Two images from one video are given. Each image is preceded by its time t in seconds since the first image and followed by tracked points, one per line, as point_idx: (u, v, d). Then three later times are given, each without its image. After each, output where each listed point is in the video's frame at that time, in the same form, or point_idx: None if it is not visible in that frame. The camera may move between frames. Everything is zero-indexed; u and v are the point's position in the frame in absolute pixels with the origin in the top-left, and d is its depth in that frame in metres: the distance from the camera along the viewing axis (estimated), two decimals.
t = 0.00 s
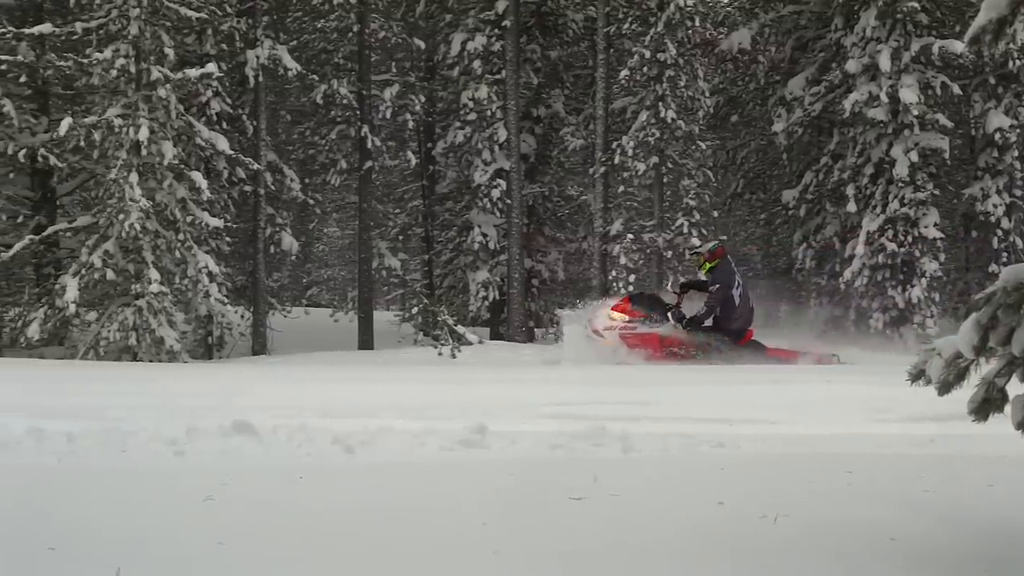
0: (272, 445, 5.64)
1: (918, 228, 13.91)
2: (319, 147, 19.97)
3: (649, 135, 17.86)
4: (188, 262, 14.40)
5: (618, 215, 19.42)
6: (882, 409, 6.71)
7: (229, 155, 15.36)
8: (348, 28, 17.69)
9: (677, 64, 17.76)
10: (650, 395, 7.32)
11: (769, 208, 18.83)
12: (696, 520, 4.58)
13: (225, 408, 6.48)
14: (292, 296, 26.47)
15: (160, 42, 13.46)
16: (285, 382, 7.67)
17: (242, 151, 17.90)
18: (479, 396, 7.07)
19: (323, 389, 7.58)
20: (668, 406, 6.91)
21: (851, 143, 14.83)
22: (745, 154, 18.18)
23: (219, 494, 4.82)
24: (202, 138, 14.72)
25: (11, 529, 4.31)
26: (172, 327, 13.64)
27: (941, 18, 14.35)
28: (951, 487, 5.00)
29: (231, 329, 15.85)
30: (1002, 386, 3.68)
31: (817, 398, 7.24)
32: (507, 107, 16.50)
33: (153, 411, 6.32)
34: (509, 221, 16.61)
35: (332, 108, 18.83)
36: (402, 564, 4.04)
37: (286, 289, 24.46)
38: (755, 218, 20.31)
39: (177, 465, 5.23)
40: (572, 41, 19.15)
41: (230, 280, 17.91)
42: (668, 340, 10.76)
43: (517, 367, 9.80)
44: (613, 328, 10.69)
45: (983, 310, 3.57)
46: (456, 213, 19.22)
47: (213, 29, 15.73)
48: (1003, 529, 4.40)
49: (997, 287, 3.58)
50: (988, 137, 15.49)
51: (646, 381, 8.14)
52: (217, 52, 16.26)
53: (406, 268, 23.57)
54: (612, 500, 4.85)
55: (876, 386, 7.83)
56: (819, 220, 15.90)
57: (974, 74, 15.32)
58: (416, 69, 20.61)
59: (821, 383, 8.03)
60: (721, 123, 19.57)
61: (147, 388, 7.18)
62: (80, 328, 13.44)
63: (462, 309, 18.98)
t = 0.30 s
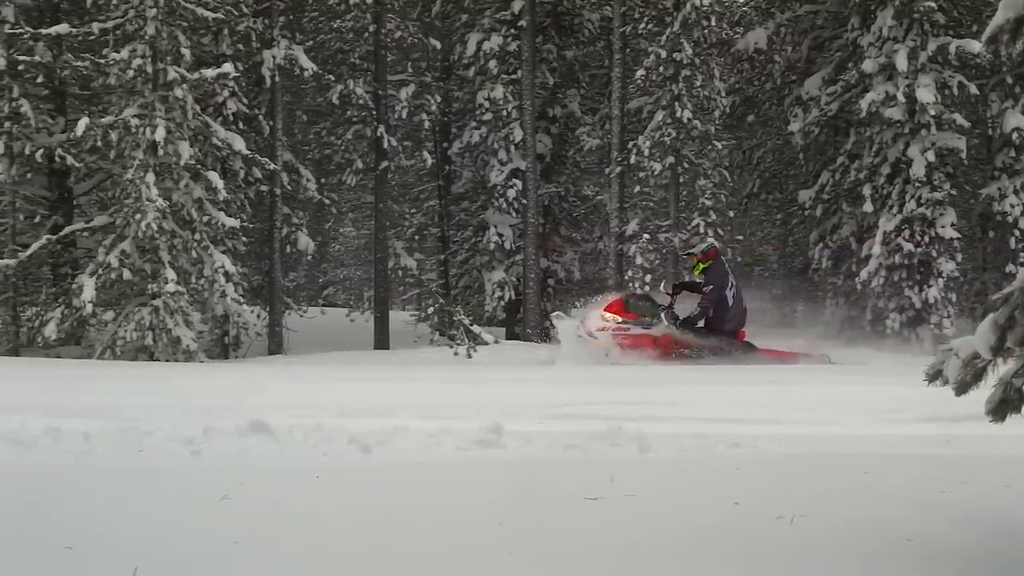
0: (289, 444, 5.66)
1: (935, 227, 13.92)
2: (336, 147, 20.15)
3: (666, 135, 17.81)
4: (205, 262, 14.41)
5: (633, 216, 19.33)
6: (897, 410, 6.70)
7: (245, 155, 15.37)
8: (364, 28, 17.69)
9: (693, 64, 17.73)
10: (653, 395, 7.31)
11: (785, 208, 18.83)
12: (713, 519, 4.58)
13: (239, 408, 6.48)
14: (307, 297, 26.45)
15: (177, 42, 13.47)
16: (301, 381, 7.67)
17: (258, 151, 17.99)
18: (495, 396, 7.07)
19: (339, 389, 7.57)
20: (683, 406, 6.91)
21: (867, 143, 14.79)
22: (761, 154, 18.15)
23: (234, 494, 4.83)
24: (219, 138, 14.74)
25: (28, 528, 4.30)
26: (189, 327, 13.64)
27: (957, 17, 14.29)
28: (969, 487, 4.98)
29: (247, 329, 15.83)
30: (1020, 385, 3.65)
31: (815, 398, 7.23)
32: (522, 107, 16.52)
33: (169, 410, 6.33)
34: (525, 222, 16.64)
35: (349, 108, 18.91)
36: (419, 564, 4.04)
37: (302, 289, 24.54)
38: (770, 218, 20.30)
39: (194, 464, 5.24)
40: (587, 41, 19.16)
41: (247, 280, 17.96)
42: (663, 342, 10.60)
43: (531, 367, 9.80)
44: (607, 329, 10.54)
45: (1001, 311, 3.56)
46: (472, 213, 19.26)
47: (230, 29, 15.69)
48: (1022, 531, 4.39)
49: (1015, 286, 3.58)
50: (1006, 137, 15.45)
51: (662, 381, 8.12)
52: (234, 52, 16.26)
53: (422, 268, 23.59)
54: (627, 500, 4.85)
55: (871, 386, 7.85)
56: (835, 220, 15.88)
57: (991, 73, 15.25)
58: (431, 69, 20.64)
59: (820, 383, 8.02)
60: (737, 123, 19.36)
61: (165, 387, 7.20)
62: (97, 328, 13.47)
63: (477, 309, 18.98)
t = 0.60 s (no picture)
0: (304, 443, 5.67)
1: (950, 228, 13.89)
2: (351, 147, 20.34)
3: (680, 135, 17.79)
4: (220, 262, 14.40)
5: (648, 215, 19.08)
6: (913, 410, 6.69)
7: (260, 155, 15.37)
8: (379, 28, 17.71)
9: (708, 64, 17.65)
10: (657, 395, 7.31)
11: (800, 208, 18.83)
12: (728, 520, 4.58)
13: (252, 408, 6.48)
14: (322, 296, 26.43)
15: (192, 42, 13.48)
16: (316, 381, 7.66)
17: (272, 151, 18.05)
18: (509, 396, 7.07)
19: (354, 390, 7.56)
20: (697, 406, 6.92)
21: (882, 143, 14.75)
22: (775, 154, 18.13)
23: (250, 494, 4.83)
24: (234, 138, 14.74)
25: (45, 528, 4.30)
26: (203, 326, 13.65)
27: (973, 17, 14.26)
28: (986, 488, 4.97)
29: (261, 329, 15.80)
30: None
31: (815, 399, 7.19)
32: (537, 107, 16.52)
33: (185, 410, 6.34)
34: (539, 221, 16.65)
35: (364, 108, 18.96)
36: (435, 564, 4.03)
37: (316, 288, 24.58)
38: (785, 219, 20.30)
39: (208, 464, 5.24)
40: (602, 41, 19.17)
41: (261, 280, 18.00)
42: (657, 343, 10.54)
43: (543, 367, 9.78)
44: (601, 330, 10.47)
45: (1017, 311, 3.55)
46: (486, 213, 19.29)
47: (245, 29, 15.66)
48: None
49: None
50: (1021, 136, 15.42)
51: (674, 381, 8.11)
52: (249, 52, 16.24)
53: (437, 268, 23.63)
54: (643, 500, 4.85)
55: (867, 386, 7.83)
56: (850, 220, 15.85)
57: (1007, 73, 15.16)
58: (446, 69, 20.68)
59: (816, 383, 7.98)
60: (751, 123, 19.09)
61: (180, 387, 7.21)
62: (113, 327, 13.52)
63: (491, 309, 18.98)
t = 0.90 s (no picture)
0: (319, 443, 5.68)
1: (966, 227, 13.80)
2: (365, 147, 20.42)
3: (695, 135, 17.89)
4: (235, 262, 14.37)
5: (661, 217, 19.50)
6: (929, 410, 6.67)
7: (274, 155, 15.36)
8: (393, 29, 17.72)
9: (723, 64, 17.70)
10: (666, 395, 7.30)
11: (815, 208, 18.79)
12: (744, 519, 4.58)
13: (266, 408, 6.48)
14: (338, 296, 26.44)
15: (206, 43, 13.49)
16: (330, 380, 7.65)
17: (286, 151, 18.11)
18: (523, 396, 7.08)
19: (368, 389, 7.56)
20: (712, 406, 6.92)
21: (898, 143, 14.70)
22: (790, 154, 18.12)
23: (265, 493, 4.84)
24: (249, 138, 14.72)
25: (62, 526, 4.33)
26: (218, 326, 13.65)
27: (989, 16, 14.20)
28: (1001, 489, 4.96)
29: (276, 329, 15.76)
30: None
31: (811, 398, 7.20)
32: (552, 107, 16.52)
33: (200, 410, 6.35)
34: (554, 222, 16.65)
35: (378, 108, 19.01)
36: (451, 564, 4.04)
37: (331, 289, 24.61)
38: (800, 219, 20.27)
39: (222, 464, 5.24)
40: (616, 41, 19.16)
41: (276, 280, 18.05)
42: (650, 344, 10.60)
43: (555, 367, 9.77)
44: (594, 331, 10.67)
45: None
46: (501, 213, 19.31)
47: (260, 29, 15.66)
48: None
49: None
50: None
51: (688, 381, 8.11)
52: (263, 52, 16.26)
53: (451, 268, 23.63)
54: (657, 500, 4.85)
55: (863, 386, 7.82)
56: (866, 220, 15.79)
57: None
58: (460, 69, 20.70)
59: (813, 383, 7.98)
60: (767, 122, 19.06)
61: (195, 387, 7.23)
62: (128, 327, 13.52)
63: (506, 309, 18.96)
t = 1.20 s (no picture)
0: (333, 442, 5.69)
1: (981, 228, 13.78)
2: (380, 146, 20.42)
3: (710, 135, 18.07)
4: (249, 262, 14.27)
5: (677, 216, 19.71)
6: (945, 410, 6.66)
7: (289, 155, 15.34)
8: (407, 29, 17.70)
9: (737, 64, 17.92)
10: (676, 395, 7.30)
11: (830, 208, 18.73)
12: (758, 520, 4.58)
13: (281, 408, 6.49)
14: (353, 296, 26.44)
15: (221, 43, 13.50)
16: (344, 381, 7.65)
17: (301, 151, 18.12)
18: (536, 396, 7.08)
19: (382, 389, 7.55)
20: (726, 406, 6.91)
21: (913, 143, 14.66)
22: (805, 154, 18.08)
23: (280, 493, 4.85)
24: (263, 138, 14.69)
25: (78, 525, 4.34)
26: (233, 326, 13.67)
27: (1005, 15, 14.14)
28: (1019, 490, 4.94)
29: (291, 329, 15.73)
30: None
31: (806, 399, 7.20)
32: (566, 107, 16.50)
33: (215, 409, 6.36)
34: (568, 221, 16.65)
35: (393, 108, 19.03)
36: (465, 564, 4.04)
37: (345, 288, 24.64)
38: (815, 219, 20.20)
39: (237, 464, 5.26)
40: (631, 41, 19.12)
41: (291, 280, 18.09)
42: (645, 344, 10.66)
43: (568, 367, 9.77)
44: (589, 332, 10.73)
45: None
46: (515, 213, 19.30)
47: (274, 29, 15.69)
48: None
49: None
50: None
51: (701, 382, 8.11)
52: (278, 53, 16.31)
53: (466, 268, 23.56)
54: (672, 500, 4.85)
55: (869, 386, 7.82)
56: (880, 220, 15.74)
57: None
58: (475, 69, 20.67)
59: (809, 383, 8.00)
60: (781, 122, 18.81)
61: (209, 386, 7.23)
62: (143, 326, 13.56)
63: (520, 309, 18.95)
